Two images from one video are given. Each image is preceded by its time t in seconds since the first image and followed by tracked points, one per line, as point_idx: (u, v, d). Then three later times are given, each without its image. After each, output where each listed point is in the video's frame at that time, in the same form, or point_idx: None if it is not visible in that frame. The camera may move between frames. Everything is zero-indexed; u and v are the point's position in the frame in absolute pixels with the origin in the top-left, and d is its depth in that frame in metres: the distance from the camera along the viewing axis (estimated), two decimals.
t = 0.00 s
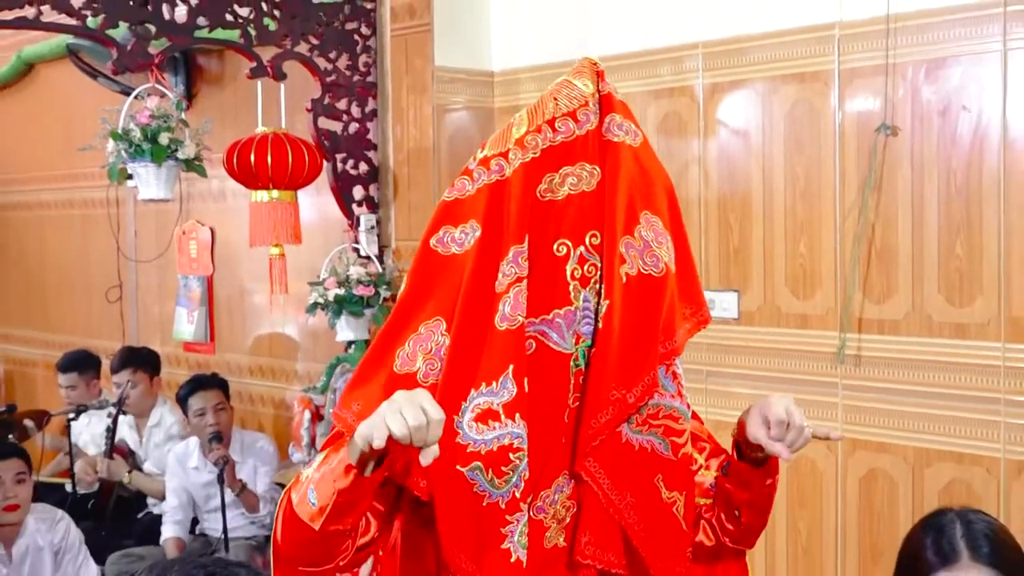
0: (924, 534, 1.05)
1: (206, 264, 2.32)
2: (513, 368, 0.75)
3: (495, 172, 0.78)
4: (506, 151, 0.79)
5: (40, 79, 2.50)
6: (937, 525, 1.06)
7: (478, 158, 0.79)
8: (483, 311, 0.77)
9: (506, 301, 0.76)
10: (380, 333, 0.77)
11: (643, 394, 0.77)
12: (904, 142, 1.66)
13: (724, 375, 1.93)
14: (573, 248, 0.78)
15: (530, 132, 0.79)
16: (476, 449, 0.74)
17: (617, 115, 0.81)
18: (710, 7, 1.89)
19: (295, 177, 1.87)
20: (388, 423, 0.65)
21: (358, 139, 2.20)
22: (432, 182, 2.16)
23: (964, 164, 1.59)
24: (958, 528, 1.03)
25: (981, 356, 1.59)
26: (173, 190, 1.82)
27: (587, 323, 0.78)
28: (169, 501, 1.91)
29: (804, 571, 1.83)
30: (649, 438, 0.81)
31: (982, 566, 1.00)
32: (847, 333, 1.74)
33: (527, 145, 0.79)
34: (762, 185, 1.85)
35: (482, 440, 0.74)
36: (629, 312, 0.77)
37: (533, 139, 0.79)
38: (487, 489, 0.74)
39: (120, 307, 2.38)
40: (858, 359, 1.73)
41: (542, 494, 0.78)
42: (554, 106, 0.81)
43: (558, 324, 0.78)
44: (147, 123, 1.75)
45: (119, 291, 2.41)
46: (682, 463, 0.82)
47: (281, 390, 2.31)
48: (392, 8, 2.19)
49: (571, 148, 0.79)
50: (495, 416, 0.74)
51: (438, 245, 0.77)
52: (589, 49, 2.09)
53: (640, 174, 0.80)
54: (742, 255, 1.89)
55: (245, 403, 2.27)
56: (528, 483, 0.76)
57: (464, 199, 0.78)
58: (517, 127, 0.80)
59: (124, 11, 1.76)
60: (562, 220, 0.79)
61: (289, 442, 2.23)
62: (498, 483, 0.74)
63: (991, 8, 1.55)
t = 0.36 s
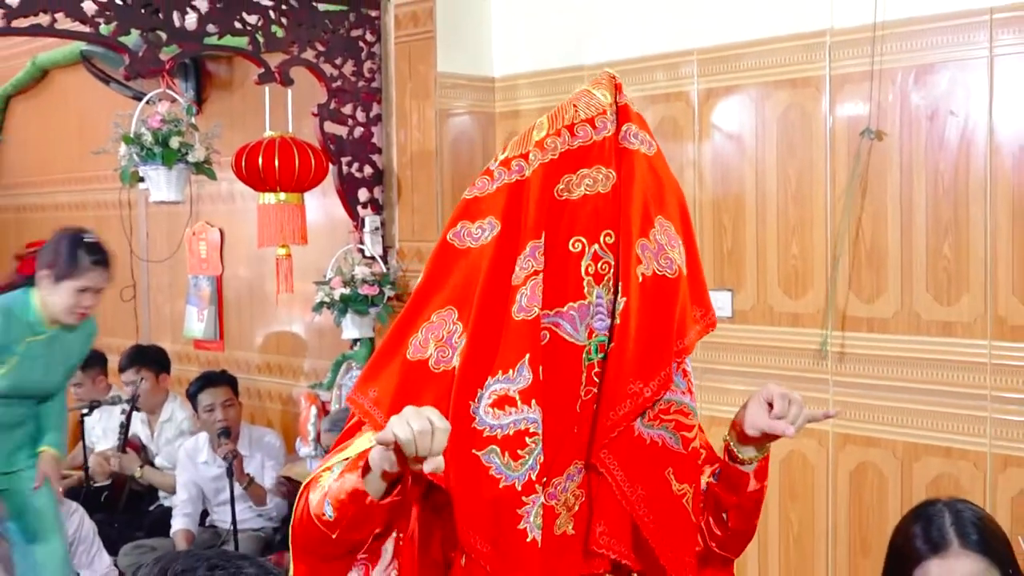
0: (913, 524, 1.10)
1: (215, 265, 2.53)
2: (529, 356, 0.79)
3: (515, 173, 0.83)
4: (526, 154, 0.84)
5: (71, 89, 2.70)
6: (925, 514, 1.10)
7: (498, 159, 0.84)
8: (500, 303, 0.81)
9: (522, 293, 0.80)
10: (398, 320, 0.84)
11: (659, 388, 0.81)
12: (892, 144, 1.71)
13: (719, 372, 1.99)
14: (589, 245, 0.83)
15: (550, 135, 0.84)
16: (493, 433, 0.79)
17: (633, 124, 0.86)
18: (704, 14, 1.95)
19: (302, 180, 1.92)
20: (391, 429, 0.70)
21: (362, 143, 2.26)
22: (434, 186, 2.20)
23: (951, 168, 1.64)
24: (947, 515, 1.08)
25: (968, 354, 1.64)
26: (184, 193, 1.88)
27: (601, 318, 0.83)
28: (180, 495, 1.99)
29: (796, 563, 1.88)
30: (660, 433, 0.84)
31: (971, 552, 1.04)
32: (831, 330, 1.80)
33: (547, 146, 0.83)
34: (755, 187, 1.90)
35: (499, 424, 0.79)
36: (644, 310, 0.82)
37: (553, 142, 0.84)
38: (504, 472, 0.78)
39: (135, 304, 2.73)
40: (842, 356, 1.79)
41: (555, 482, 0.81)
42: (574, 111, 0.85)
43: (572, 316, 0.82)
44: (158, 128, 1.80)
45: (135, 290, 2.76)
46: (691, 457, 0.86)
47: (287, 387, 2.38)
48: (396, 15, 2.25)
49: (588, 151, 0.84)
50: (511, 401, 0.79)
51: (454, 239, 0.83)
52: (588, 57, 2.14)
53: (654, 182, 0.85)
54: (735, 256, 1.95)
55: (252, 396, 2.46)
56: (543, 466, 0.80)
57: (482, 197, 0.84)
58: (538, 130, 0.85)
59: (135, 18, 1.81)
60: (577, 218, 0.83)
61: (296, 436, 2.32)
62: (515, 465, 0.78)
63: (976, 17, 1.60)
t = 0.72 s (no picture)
0: (922, 518, 1.21)
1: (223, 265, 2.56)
2: (532, 340, 0.85)
3: (516, 174, 0.89)
4: (526, 156, 0.90)
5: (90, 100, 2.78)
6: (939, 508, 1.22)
7: (501, 163, 0.90)
8: (504, 293, 0.87)
9: (524, 281, 0.86)
10: (407, 312, 0.89)
11: (655, 373, 0.87)
12: (878, 148, 1.77)
13: (712, 370, 2.04)
14: (586, 239, 0.88)
15: (549, 139, 0.90)
16: (497, 412, 0.84)
17: (627, 133, 0.92)
18: (699, 22, 2.00)
19: (307, 183, 1.98)
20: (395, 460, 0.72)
21: (367, 148, 2.32)
22: (436, 189, 2.26)
23: (938, 170, 1.70)
24: (961, 514, 1.20)
25: (954, 352, 1.69)
26: (194, 195, 1.92)
27: (598, 308, 0.88)
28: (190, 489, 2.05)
29: (787, 554, 1.94)
30: (656, 418, 0.89)
31: (981, 550, 1.16)
32: (819, 328, 1.86)
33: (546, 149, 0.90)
34: (748, 189, 1.96)
35: (504, 403, 0.84)
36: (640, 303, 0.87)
37: (551, 144, 0.90)
38: (510, 448, 0.83)
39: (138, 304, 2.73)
40: (829, 353, 1.85)
41: (559, 460, 0.87)
42: (572, 119, 0.92)
43: (571, 303, 0.87)
44: (169, 133, 1.88)
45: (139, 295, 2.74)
46: (686, 442, 0.91)
47: (293, 383, 2.48)
48: (400, 23, 2.31)
49: (584, 155, 0.90)
50: (516, 382, 0.84)
51: (460, 236, 0.88)
52: (585, 65, 2.20)
53: (648, 185, 0.90)
54: (728, 257, 2.00)
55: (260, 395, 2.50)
56: (545, 444, 0.85)
57: (487, 197, 0.89)
58: (538, 136, 0.92)
59: (147, 26, 1.87)
60: (574, 214, 0.89)
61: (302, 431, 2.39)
62: (519, 441, 0.84)
63: (961, 25, 1.66)
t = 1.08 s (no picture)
0: (910, 503, 1.18)
1: (231, 265, 2.47)
2: (517, 336, 0.91)
3: (484, 181, 0.96)
4: (492, 163, 0.97)
5: (97, 100, 2.81)
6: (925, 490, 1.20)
7: (469, 172, 0.97)
8: (485, 295, 0.93)
9: (504, 282, 0.92)
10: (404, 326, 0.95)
11: (633, 356, 0.92)
12: (869, 152, 1.82)
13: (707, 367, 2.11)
14: (558, 235, 0.94)
15: (511, 144, 0.97)
16: (491, 409, 0.90)
17: (586, 129, 0.98)
18: (694, 30, 2.06)
19: (314, 186, 2.03)
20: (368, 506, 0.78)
21: (372, 152, 2.38)
22: (438, 192, 2.32)
23: (925, 173, 1.75)
24: (951, 495, 1.17)
25: (941, 349, 1.75)
26: (203, 198, 2.00)
27: (576, 299, 0.94)
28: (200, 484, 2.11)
29: (778, 546, 2.00)
30: (642, 398, 0.94)
31: (970, 530, 1.13)
32: (814, 326, 1.92)
33: (510, 154, 0.97)
34: (741, 191, 2.02)
35: (496, 400, 0.90)
36: (615, 290, 0.93)
37: (513, 150, 0.97)
38: (506, 442, 0.89)
39: (155, 304, 2.81)
40: (823, 350, 1.91)
41: (548, 448, 0.91)
42: (533, 124, 0.99)
43: (550, 298, 0.93)
44: (180, 137, 1.92)
45: (157, 290, 2.82)
46: (672, 416, 0.96)
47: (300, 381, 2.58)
48: (403, 30, 2.37)
49: (546, 154, 0.96)
50: (506, 378, 0.90)
51: (445, 250, 0.95)
52: (584, 71, 2.26)
53: (610, 177, 0.97)
54: (722, 257, 2.06)
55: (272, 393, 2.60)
56: (542, 435, 0.92)
57: (461, 208, 0.96)
58: (501, 143, 0.98)
59: (158, 34, 1.93)
60: (546, 214, 0.95)
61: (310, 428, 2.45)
62: (516, 435, 0.89)
63: (947, 32, 1.71)
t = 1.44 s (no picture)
0: (897, 501, 1.47)
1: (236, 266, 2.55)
2: (492, 343, 1.15)
3: (452, 188, 1.21)
4: (459, 170, 1.22)
5: (90, 101, 2.49)
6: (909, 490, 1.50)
7: (438, 181, 1.22)
8: (463, 301, 1.17)
9: (478, 289, 1.17)
10: (388, 339, 1.19)
11: (603, 351, 1.20)
12: (863, 155, 1.86)
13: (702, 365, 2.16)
14: (528, 238, 1.20)
15: (476, 150, 1.23)
16: (472, 416, 1.13)
17: (547, 128, 1.25)
18: (690, 36, 2.10)
19: (318, 188, 2.08)
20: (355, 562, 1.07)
21: (375, 154, 2.42)
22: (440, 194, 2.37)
23: (917, 174, 1.79)
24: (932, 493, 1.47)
25: (932, 347, 1.78)
26: (209, 200, 2.05)
27: (551, 299, 1.20)
28: (206, 479, 2.21)
29: (773, 541, 2.04)
30: (619, 389, 1.22)
31: (948, 522, 1.42)
32: (806, 325, 1.96)
33: (473, 160, 1.22)
34: (736, 192, 2.05)
35: (476, 408, 1.13)
36: (582, 281, 1.19)
37: (478, 154, 1.23)
38: (488, 449, 1.13)
39: (163, 306, 2.44)
40: (812, 348, 1.95)
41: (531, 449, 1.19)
42: (496, 126, 1.25)
43: (525, 300, 1.19)
44: (186, 140, 1.96)
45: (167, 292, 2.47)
46: (648, 405, 1.25)
47: (304, 378, 2.54)
48: (405, 36, 2.41)
49: (510, 157, 1.23)
50: (484, 386, 1.14)
51: (417, 258, 1.19)
52: (581, 76, 2.32)
53: (573, 169, 1.24)
54: (718, 256, 2.10)
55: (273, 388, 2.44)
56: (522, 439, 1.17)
57: (430, 216, 1.21)
58: (465, 149, 1.24)
59: (165, 40, 1.97)
60: (516, 217, 1.20)
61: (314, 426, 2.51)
62: (495, 440, 1.13)
63: (940, 37, 1.75)
